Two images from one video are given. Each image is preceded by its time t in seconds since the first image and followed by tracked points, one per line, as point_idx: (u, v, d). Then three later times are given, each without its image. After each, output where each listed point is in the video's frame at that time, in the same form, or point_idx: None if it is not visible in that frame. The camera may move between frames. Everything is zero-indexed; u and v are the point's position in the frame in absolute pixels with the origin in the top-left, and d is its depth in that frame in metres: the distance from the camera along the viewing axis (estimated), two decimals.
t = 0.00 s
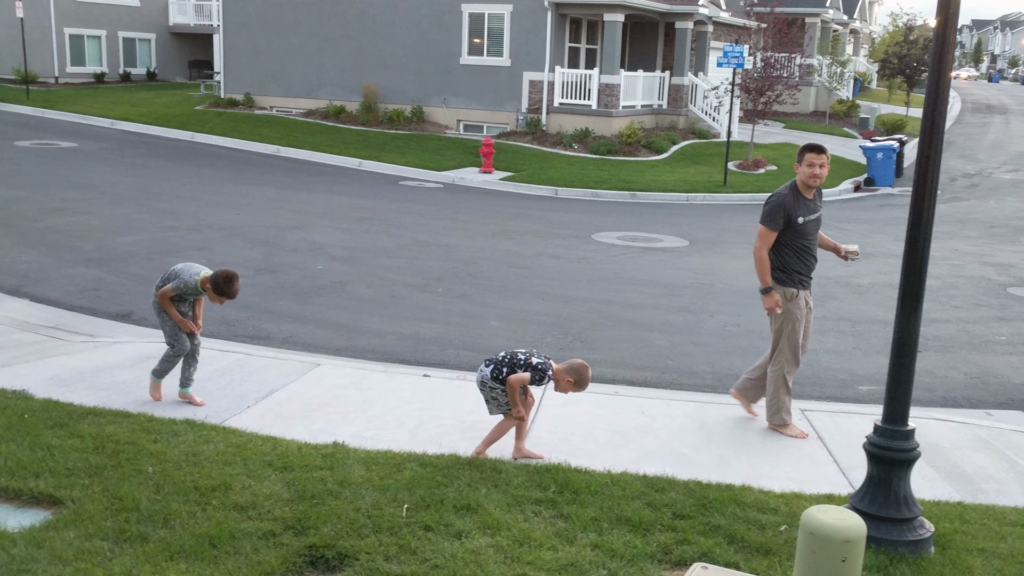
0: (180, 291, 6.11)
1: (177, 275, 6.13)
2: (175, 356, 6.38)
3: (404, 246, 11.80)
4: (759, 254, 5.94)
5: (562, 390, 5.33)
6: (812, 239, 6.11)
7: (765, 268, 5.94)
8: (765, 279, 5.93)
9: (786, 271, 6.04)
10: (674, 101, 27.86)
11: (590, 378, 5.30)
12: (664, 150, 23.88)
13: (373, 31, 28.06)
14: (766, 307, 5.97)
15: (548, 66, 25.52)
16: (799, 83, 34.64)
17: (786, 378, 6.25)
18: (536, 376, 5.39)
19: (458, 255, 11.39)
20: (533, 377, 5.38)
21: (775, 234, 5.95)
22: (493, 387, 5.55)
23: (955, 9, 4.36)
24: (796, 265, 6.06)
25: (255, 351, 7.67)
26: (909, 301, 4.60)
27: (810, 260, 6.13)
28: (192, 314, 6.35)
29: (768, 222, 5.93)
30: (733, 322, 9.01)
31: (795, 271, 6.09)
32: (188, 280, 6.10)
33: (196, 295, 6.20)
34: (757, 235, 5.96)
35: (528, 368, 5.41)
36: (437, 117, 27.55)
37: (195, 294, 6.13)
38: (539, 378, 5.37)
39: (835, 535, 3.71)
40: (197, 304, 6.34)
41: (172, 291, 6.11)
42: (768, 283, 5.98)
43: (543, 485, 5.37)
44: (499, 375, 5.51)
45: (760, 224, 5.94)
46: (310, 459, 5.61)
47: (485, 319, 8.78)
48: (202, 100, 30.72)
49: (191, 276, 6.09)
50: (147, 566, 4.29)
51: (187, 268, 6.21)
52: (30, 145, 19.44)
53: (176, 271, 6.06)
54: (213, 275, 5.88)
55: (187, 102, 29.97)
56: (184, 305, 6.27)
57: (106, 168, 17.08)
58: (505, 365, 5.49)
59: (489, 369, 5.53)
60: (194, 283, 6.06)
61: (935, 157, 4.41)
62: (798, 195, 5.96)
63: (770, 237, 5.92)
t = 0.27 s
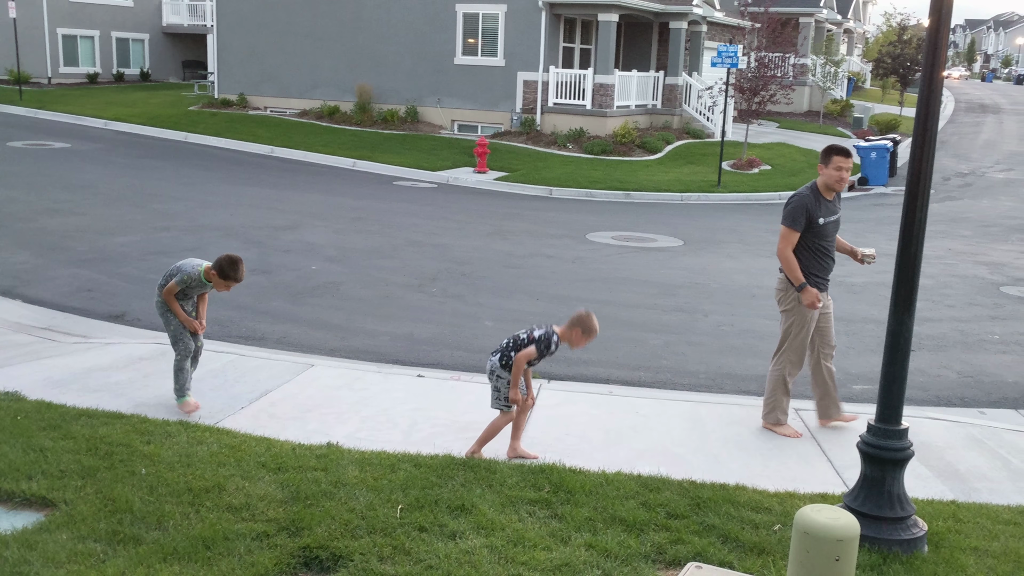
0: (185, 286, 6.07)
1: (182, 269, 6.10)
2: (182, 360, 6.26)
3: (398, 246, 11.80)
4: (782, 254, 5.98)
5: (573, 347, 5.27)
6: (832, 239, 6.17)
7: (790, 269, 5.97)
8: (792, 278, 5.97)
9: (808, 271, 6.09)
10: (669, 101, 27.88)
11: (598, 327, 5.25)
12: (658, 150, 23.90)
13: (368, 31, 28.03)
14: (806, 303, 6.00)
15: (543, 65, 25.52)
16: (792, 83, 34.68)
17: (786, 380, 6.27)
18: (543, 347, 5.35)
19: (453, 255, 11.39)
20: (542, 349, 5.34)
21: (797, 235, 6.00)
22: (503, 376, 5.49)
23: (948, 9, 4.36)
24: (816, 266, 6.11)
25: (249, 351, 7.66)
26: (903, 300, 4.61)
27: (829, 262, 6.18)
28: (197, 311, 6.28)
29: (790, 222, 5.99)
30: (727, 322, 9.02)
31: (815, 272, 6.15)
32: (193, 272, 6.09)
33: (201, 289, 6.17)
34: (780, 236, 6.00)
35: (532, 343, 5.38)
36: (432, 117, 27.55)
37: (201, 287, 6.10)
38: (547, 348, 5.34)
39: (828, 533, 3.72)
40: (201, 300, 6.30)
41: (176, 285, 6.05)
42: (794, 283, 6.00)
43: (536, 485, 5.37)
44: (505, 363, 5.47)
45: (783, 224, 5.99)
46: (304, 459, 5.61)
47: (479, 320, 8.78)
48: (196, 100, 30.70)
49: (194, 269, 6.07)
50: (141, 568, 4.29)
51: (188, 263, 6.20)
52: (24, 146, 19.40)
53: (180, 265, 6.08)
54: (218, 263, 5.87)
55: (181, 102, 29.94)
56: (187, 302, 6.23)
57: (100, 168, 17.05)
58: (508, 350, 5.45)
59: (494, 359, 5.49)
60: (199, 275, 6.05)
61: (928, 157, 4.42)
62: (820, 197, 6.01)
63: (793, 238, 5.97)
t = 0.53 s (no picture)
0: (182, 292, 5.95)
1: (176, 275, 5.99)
2: (185, 372, 6.10)
3: (383, 245, 11.77)
4: (798, 252, 5.91)
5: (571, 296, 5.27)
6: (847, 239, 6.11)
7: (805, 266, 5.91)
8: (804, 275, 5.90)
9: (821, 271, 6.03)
10: (653, 99, 27.94)
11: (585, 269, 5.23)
12: (643, 148, 23.95)
13: (352, 31, 27.96)
14: (816, 303, 5.92)
15: (527, 64, 25.55)
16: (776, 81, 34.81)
17: (786, 375, 6.29)
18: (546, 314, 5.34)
19: (439, 254, 11.38)
20: (545, 316, 5.31)
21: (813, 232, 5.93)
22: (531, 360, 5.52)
23: (930, 7, 4.38)
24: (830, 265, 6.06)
25: (234, 352, 7.63)
26: (887, 296, 4.63)
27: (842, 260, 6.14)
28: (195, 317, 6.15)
29: (806, 218, 5.92)
30: (712, 319, 9.05)
31: (829, 271, 6.08)
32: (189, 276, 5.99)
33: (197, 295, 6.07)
34: (796, 232, 5.92)
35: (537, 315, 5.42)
36: (417, 117, 27.51)
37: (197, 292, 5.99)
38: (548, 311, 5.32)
39: (814, 528, 3.74)
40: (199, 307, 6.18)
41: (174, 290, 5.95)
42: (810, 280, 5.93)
43: (523, 483, 5.37)
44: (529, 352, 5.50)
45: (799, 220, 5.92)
46: (289, 459, 5.59)
47: (465, 318, 8.78)
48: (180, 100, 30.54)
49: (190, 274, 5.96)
50: (125, 570, 4.26)
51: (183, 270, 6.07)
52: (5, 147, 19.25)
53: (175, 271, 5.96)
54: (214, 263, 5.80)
55: (165, 102, 29.77)
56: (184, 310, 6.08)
57: (82, 168, 16.94)
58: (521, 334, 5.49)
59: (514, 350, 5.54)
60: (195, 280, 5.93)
61: (910, 153, 4.45)
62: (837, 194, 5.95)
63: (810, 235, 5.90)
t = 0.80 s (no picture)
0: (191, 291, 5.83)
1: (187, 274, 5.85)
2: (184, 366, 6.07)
3: (373, 237, 11.74)
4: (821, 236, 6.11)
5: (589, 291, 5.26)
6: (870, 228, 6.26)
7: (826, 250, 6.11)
8: (824, 261, 6.13)
9: (841, 257, 6.22)
10: (642, 89, 27.95)
11: (604, 267, 5.28)
12: (633, 139, 23.96)
13: (340, 22, 27.83)
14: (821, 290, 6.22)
15: (516, 55, 25.57)
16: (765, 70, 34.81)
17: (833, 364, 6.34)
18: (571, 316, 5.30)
19: (429, 246, 11.36)
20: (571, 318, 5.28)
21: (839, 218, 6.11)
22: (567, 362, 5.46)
23: None
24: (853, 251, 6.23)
25: (224, 346, 7.61)
26: (876, 286, 4.64)
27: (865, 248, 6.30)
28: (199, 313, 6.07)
29: (832, 205, 6.10)
30: (701, 309, 9.06)
31: (851, 259, 6.24)
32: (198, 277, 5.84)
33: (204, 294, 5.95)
34: (822, 217, 6.11)
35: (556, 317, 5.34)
36: (405, 108, 27.43)
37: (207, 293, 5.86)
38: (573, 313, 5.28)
39: (803, 518, 3.80)
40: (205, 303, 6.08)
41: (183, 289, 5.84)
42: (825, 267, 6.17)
43: (514, 474, 5.37)
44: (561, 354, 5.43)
45: (824, 206, 6.10)
46: (279, 453, 5.57)
47: (455, 310, 8.76)
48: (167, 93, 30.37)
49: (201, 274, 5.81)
50: (115, 565, 4.24)
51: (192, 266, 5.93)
52: None
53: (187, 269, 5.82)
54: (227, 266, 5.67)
55: (152, 96, 29.61)
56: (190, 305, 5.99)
57: (69, 162, 16.83)
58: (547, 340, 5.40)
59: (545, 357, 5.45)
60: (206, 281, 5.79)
61: (898, 143, 4.45)
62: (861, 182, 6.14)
63: (834, 221, 6.08)
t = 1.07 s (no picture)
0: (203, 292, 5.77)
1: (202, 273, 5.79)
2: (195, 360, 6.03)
3: (357, 231, 11.71)
4: (839, 233, 5.97)
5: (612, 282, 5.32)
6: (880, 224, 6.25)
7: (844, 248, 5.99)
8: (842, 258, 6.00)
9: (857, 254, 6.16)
10: (627, 83, 27.93)
11: (624, 255, 5.34)
12: (618, 132, 23.98)
13: (324, 15, 27.69)
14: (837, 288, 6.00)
15: (501, 48, 25.49)
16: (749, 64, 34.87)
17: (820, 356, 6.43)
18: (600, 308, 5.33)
19: (413, 239, 11.33)
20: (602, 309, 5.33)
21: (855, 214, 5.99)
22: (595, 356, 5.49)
23: None
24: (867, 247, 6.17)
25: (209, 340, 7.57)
26: (859, 280, 4.67)
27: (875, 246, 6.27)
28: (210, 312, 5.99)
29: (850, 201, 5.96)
30: (686, 302, 9.08)
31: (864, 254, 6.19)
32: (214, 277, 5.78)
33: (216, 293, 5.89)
34: (839, 214, 5.97)
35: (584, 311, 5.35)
36: (390, 101, 27.33)
37: (219, 294, 5.82)
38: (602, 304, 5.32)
39: (787, 510, 3.86)
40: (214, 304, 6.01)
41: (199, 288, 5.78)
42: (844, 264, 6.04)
43: (499, 468, 5.37)
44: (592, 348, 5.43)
45: (842, 203, 5.96)
46: (263, 447, 5.55)
47: (440, 304, 8.75)
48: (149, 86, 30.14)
49: (214, 275, 5.76)
50: (98, 561, 4.22)
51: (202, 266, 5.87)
52: None
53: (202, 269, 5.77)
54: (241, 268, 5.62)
55: (133, 88, 29.39)
56: (200, 306, 5.93)
57: (49, 156, 16.69)
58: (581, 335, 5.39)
59: (576, 352, 5.45)
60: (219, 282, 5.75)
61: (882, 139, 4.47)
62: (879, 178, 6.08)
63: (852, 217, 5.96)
